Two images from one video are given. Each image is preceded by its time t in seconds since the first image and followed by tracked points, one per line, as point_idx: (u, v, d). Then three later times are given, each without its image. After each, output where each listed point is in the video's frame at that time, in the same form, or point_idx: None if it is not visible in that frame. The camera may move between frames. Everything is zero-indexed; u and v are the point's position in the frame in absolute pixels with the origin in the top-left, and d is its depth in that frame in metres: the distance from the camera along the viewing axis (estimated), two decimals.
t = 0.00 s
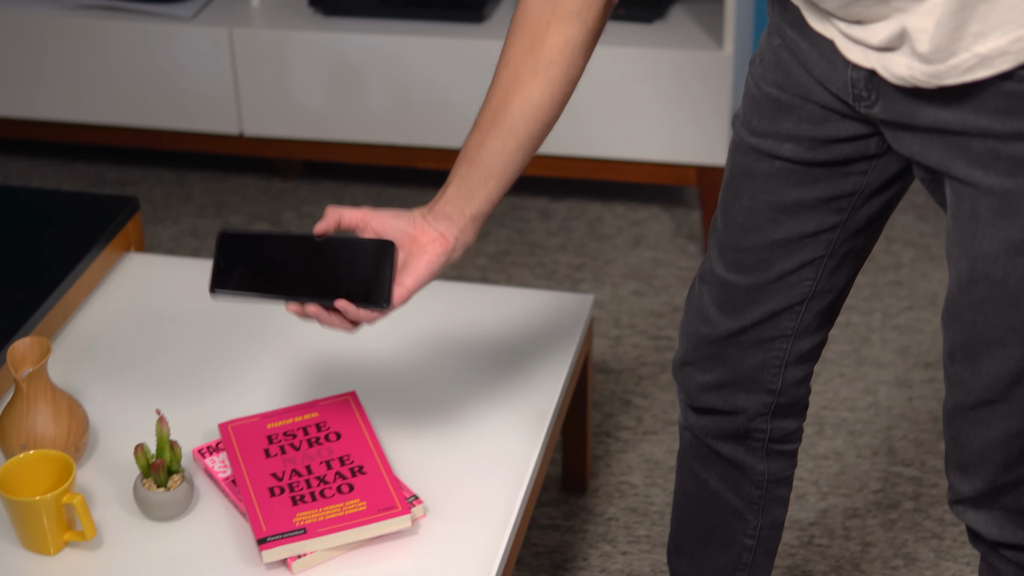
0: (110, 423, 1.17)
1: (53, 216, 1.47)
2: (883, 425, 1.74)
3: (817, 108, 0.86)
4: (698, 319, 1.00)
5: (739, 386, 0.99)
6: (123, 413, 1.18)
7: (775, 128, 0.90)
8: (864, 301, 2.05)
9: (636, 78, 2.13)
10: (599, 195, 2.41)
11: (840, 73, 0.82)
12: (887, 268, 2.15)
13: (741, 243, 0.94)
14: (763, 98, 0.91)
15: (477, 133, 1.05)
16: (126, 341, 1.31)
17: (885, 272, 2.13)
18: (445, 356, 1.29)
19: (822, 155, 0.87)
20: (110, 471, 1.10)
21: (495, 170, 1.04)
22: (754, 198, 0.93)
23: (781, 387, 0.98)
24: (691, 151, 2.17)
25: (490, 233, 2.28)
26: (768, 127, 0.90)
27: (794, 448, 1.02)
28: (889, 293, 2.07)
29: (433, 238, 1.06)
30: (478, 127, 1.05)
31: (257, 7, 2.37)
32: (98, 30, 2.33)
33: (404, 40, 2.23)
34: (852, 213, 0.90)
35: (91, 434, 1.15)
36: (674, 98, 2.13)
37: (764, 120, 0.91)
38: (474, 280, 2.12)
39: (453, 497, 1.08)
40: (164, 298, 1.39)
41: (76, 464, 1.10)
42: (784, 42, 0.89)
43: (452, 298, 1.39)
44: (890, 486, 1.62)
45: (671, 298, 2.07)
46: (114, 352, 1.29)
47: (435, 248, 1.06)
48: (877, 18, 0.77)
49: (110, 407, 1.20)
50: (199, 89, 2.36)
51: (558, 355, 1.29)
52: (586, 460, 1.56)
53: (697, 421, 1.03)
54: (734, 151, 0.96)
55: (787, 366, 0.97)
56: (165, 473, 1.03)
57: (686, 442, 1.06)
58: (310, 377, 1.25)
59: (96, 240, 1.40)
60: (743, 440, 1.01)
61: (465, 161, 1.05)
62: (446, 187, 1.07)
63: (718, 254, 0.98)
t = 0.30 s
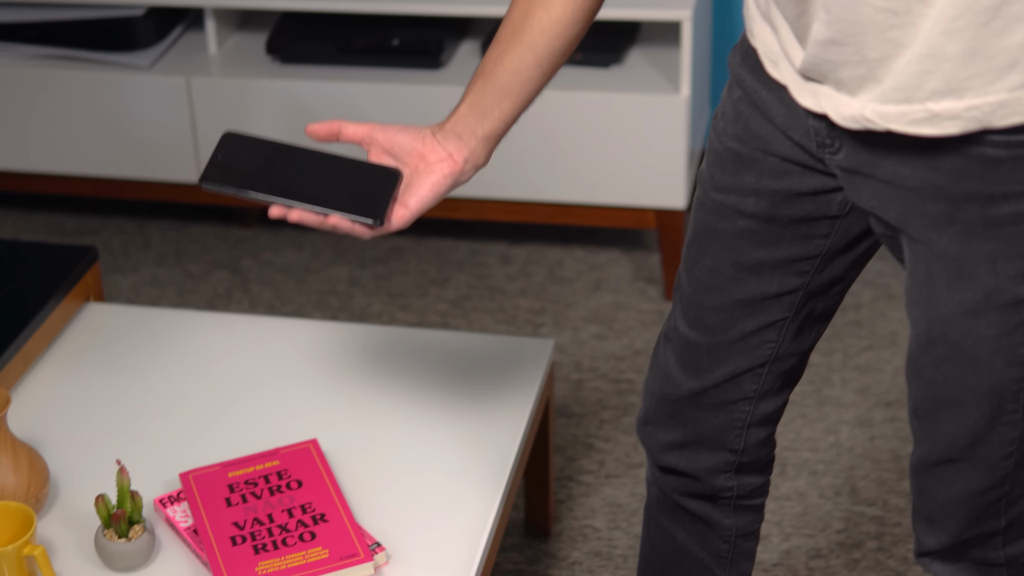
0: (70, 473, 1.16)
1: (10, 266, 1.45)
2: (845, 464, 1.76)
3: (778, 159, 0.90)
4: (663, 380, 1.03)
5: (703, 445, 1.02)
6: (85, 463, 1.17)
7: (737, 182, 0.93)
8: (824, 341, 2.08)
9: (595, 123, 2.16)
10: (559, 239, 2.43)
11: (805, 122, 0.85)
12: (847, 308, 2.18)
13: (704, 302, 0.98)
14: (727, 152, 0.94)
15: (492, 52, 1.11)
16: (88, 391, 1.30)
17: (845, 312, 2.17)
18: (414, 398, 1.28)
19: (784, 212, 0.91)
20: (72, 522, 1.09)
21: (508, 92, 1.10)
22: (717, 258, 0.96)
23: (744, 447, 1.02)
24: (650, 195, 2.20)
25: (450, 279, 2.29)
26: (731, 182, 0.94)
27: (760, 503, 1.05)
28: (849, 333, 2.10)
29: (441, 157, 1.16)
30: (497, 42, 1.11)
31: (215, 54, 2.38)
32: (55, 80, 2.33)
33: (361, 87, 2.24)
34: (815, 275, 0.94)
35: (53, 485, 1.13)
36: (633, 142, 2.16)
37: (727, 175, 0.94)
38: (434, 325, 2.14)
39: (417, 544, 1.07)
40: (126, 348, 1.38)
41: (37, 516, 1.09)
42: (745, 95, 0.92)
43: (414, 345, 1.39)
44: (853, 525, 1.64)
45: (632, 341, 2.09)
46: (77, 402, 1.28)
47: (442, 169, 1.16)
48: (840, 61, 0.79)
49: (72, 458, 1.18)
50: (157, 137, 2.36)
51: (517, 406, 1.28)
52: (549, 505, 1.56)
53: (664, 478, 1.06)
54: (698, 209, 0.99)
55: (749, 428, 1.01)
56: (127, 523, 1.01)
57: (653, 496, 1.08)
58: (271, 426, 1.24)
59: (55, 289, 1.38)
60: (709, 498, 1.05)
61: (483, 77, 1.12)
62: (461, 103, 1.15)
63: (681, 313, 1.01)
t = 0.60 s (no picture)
0: (39, 525, 1.14)
1: None
2: (816, 508, 1.77)
3: (726, 213, 0.91)
4: (618, 442, 1.06)
5: (659, 506, 1.06)
6: (53, 515, 1.16)
7: (686, 238, 0.95)
8: (793, 385, 2.10)
9: (561, 170, 2.18)
10: (528, 285, 2.45)
11: (750, 167, 0.86)
12: (815, 352, 2.21)
13: (655, 361, 1.00)
14: (675, 207, 0.95)
15: None
16: (54, 443, 1.28)
17: (813, 356, 2.19)
18: (374, 447, 1.28)
19: (734, 269, 0.93)
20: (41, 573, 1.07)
21: (562, 31, 1.04)
22: (666, 316, 0.98)
23: (701, 506, 1.05)
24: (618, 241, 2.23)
25: (419, 326, 2.29)
26: (680, 238, 0.95)
27: (720, 557, 1.09)
28: (817, 376, 2.12)
29: (479, 94, 1.09)
30: None
31: (182, 103, 2.39)
32: (22, 129, 2.33)
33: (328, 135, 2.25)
34: (765, 335, 0.96)
35: (22, 537, 1.12)
36: (600, 188, 2.19)
37: (676, 231, 0.95)
38: (404, 372, 2.14)
39: None
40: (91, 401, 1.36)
41: (6, 568, 1.07)
42: (692, 148, 0.93)
43: (378, 393, 1.38)
44: (825, 569, 1.64)
45: (602, 386, 2.10)
46: (42, 454, 1.26)
47: (478, 107, 1.08)
48: (817, 122, 0.76)
49: (39, 509, 1.17)
50: (125, 187, 2.36)
51: (485, 452, 1.28)
52: (519, 553, 1.56)
53: (623, 540, 1.09)
54: (648, 266, 1.00)
55: (705, 486, 1.04)
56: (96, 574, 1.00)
57: (613, 557, 1.12)
58: (238, 476, 1.23)
59: (23, 340, 1.37)
60: (668, 557, 1.08)
61: (536, 13, 1.06)
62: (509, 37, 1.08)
63: (632, 372, 1.03)
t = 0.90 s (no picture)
0: None
1: None
2: (803, 553, 1.77)
3: (701, 267, 0.92)
4: (590, 496, 1.07)
5: (630, 562, 1.07)
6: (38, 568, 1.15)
7: (661, 292, 0.96)
8: (779, 430, 2.11)
9: (546, 218, 2.20)
10: (512, 332, 2.45)
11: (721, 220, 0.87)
12: (799, 397, 2.22)
13: (627, 416, 1.01)
14: (651, 260, 0.97)
15: None
16: (39, 495, 1.27)
17: (798, 401, 2.20)
18: (358, 497, 1.28)
19: (707, 324, 0.94)
20: None
21: (629, 16, 0.98)
22: (640, 371, 0.99)
23: (672, 562, 1.06)
24: (601, 288, 2.25)
25: (404, 374, 2.29)
26: (655, 292, 0.97)
27: None
28: (802, 421, 2.13)
29: (530, 72, 1.02)
30: None
31: (165, 153, 2.40)
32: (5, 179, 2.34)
33: (310, 184, 2.26)
34: (738, 394, 0.97)
35: None
36: (583, 235, 2.21)
37: (651, 285, 0.97)
38: (389, 421, 2.13)
39: None
40: (77, 451, 1.35)
41: None
42: (668, 200, 0.95)
43: (363, 443, 1.38)
44: None
45: (587, 433, 2.10)
46: (27, 505, 1.25)
47: (528, 83, 1.01)
48: (778, 186, 0.75)
49: (24, 563, 1.16)
50: (109, 237, 2.37)
51: (470, 497, 1.28)
52: None
53: None
54: (624, 319, 1.02)
55: (677, 543, 1.05)
56: None
57: None
58: (225, 525, 1.22)
59: (8, 391, 1.37)
60: None
61: None
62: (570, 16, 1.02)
63: (604, 426, 1.05)
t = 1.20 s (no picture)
0: None
1: None
2: None
3: (702, 322, 0.94)
4: (583, 547, 1.07)
5: None
6: None
7: (662, 345, 0.98)
8: (769, 475, 2.11)
9: (536, 266, 2.22)
10: (502, 379, 2.45)
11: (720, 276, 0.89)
12: (790, 442, 2.22)
13: (623, 468, 1.02)
14: (652, 313, 0.98)
15: (656, 11, 0.99)
16: (29, 548, 1.27)
17: (789, 446, 2.21)
18: (349, 547, 1.27)
19: (707, 380, 0.95)
20: None
21: (661, 57, 0.97)
22: (637, 423, 1.01)
23: None
24: (591, 334, 2.26)
25: (394, 422, 2.29)
26: (655, 345, 0.98)
27: None
28: (793, 467, 2.13)
29: (558, 107, 1.01)
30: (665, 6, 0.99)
31: (154, 202, 2.42)
32: None
33: (300, 232, 2.27)
34: (736, 450, 0.99)
35: None
36: (573, 282, 2.22)
37: (652, 337, 0.98)
38: (380, 469, 2.13)
39: None
40: (67, 501, 1.35)
41: None
42: (671, 254, 0.97)
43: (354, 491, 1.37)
44: None
45: (578, 480, 2.10)
46: (18, 560, 1.25)
47: (555, 118, 1.01)
48: (775, 241, 0.76)
49: None
50: (100, 287, 2.38)
51: (462, 546, 1.27)
52: None
53: None
54: (624, 372, 1.03)
55: None
56: None
57: None
58: None
59: None
60: None
61: (634, 36, 1.00)
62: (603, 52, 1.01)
63: (599, 477, 1.06)
